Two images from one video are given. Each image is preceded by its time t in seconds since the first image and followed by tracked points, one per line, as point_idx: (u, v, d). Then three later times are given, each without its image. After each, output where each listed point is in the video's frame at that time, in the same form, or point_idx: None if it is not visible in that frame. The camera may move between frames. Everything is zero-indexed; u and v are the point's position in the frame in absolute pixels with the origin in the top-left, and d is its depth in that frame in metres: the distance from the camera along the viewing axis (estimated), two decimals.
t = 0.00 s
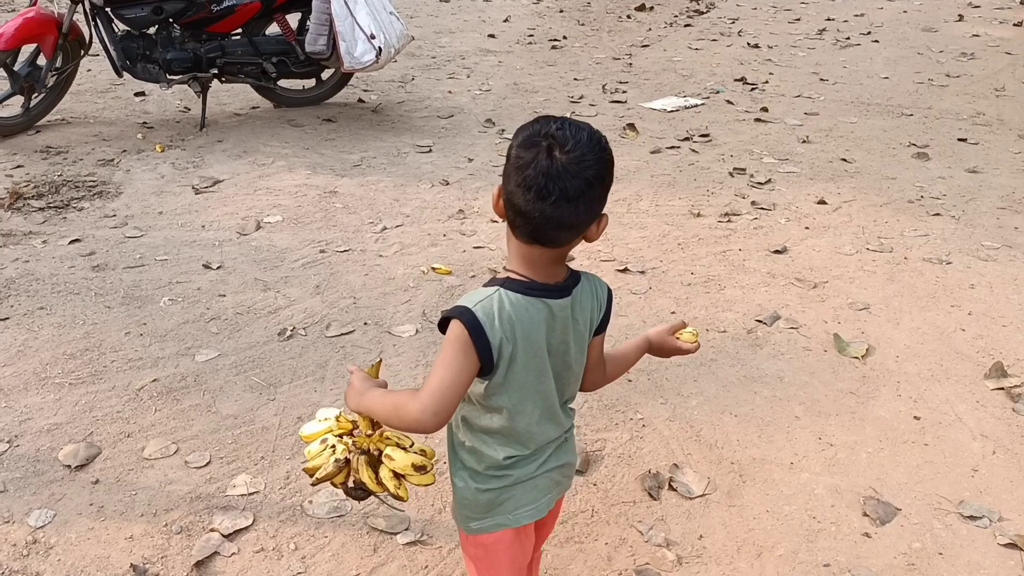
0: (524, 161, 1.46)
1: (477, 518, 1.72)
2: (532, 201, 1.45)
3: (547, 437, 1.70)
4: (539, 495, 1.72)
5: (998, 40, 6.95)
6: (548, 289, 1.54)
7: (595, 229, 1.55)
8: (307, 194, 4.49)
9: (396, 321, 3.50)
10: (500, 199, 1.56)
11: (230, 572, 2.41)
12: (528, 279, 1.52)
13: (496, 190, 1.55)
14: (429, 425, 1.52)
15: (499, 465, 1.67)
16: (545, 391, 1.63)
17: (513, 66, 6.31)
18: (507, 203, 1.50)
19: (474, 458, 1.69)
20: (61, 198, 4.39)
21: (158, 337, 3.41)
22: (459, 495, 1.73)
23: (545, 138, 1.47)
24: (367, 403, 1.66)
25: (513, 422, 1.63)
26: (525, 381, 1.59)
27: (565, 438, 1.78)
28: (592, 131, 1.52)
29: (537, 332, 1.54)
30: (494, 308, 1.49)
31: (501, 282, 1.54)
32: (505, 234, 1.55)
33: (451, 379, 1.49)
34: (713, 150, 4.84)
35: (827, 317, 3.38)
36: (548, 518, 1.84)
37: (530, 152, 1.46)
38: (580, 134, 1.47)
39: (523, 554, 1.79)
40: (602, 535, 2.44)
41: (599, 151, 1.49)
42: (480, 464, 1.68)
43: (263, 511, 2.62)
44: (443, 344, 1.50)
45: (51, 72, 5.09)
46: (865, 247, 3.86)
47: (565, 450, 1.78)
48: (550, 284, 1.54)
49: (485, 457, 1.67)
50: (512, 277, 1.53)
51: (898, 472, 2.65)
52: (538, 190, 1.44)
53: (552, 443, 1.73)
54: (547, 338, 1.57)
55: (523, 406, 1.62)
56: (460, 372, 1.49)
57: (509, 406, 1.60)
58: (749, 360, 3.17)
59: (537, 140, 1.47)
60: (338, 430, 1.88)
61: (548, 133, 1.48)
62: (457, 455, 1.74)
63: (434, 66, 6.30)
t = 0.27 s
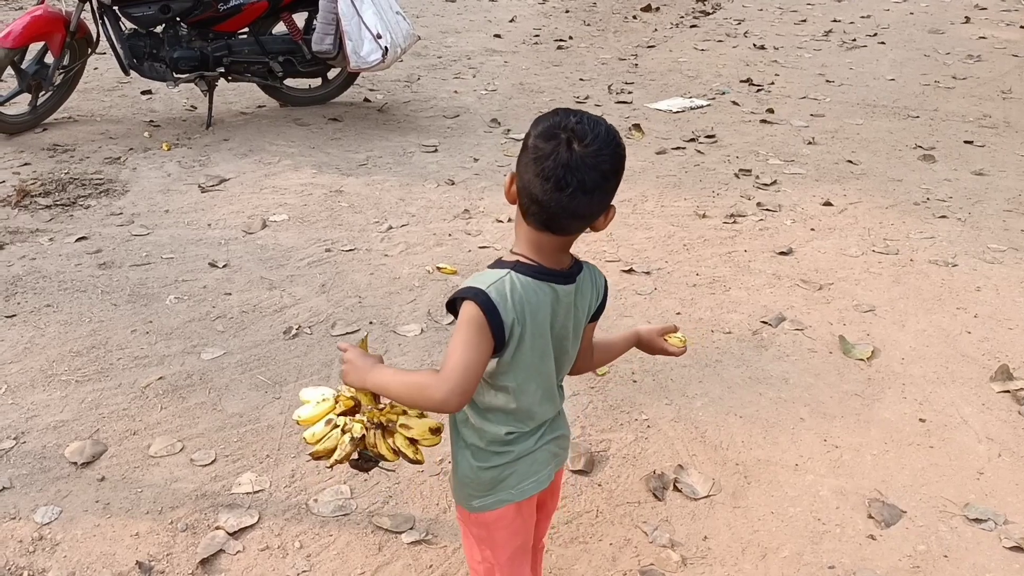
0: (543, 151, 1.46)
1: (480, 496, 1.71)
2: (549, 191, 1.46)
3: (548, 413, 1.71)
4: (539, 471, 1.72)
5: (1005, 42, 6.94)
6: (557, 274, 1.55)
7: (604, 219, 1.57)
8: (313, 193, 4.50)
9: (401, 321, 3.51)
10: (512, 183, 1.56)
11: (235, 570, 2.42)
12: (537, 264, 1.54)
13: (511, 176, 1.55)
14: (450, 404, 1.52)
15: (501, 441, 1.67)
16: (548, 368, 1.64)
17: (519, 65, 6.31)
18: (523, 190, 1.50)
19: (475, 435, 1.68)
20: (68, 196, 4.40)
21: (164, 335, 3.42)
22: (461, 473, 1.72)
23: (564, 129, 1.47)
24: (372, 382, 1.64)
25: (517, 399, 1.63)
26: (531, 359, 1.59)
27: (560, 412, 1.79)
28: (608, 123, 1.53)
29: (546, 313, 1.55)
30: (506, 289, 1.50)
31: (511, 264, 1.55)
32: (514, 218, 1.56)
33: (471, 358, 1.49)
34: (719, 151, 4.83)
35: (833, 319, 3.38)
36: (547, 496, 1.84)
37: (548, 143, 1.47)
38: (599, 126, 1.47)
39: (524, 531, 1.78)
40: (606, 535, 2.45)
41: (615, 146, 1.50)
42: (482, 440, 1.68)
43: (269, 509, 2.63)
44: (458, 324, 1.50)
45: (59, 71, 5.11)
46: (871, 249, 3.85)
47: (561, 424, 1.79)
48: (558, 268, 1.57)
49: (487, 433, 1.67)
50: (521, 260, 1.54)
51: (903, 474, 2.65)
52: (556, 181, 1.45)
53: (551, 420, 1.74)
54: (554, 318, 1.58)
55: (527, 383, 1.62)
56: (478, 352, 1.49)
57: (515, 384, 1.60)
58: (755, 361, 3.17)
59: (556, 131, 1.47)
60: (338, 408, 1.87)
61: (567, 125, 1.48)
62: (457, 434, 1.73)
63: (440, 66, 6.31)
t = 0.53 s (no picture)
0: (546, 141, 1.47)
1: (490, 481, 1.71)
2: (551, 180, 1.46)
3: (556, 398, 1.72)
4: (549, 456, 1.73)
5: (1015, 46, 6.93)
6: (560, 262, 1.57)
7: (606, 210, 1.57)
8: (321, 191, 4.51)
9: (408, 319, 3.52)
10: (516, 172, 1.57)
11: (242, 565, 2.43)
12: (539, 252, 1.55)
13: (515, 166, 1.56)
14: (463, 392, 1.52)
15: (510, 426, 1.68)
16: (555, 354, 1.66)
17: (528, 66, 6.32)
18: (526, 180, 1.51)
19: (485, 421, 1.70)
20: (77, 192, 4.43)
21: (173, 331, 3.43)
22: (471, 460, 1.73)
23: (568, 120, 1.48)
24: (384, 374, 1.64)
25: (525, 385, 1.64)
26: (538, 345, 1.61)
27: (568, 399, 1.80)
28: (612, 117, 1.53)
29: (550, 300, 1.56)
30: (511, 277, 1.51)
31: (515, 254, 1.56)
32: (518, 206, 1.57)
33: (483, 345, 1.50)
34: (726, 153, 4.84)
35: (840, 321, 3.38)
36: (558, 484, 1.84)
37: (552, 134, 1.48)
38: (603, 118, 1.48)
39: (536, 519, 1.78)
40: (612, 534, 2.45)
41: (617, 139, 1.50)
42: (492, 425, 1.69)
43: (276, 505, 2.64)
44: (467, 313, 1.50)
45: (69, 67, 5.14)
46: (878, 252, 3.85)
47: (570, 411, 1.80)
48: (560, 257, 1.57)
49: (497, 418, 1.68)
50: (524, 248, 1.56)
51: (909, 477, 2.65)
52: (558, 171, 1.46)
53: (559, 406, 1.75)
54: (558, 305, 1.59)
55: (535, 369, 1.63)
56: (488, 338, 1.50)
57: (523, 369, 1.62)
58: (761, 363, 3.17)
59: (560, 122, 1.48)
60: (350, 403, 1.89)
61: (571, 116, 1.49)
62: (467, 422, 1.74)
63: (448, 66, 6.32)
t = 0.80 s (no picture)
0: (543, 138, 1.49)
1: (500, 476, 1.72)
2: (550, 175, 1.48)
3: (565, 392, 1.73)
4: (558, 451, 1.74)
5: None
6: (565, 257, 1.58)
7: (606, 204, 1.58)
8: (330, 192, 4.53)
9: (416, 319, 3.53)
10: (516, 171, 1.58)
11: (249, 563, 2.44)
12: (543, 248, 1.56)
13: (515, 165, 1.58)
14: (476, 390, 1.54)
15: (520, 421, 1.69)
16: (563, 349, 1.67)
17: (536, 68, 6.34)
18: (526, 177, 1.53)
19: (495, 416, 1.71)
20: (88, 190, 4.45)
21: (181, 329, 3.45)
22: (481, 455, 1.74)
23: (564, 117, 1.49)
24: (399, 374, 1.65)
25: (534, 380, 1.65)
26: (546, 341, 1.62)
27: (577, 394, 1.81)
28: (608, 113, 1.55)
29: (557, 295, 1.58)
30: (517, 275, 1.52)
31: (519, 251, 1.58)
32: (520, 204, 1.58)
33: (494, 342, 1.51)
34: (734, 157, 4.84)
35: (847, 326, 3.38)
36: (566, 479, 1.85)
37: (550, 131, 1.49)
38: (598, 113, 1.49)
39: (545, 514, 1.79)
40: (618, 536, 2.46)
41: (614, 133, 1.52)
42: (502, 421, 1.70)
43: (283, 504, 2.65)
44: (477, 312, 1.51)
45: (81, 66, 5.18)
46: (886, 257, 3.85)
47: (578, 405, 1.81)
48: (563, 253, 1.58)
49: (507, 413, 1.69)
50: (528, 246, 1.57)
51: (916, 482, 2.65)
52: (557, 166, 1.47)
53: (568, 400, 1.77)
54: (565, 301, 1.61)
55: (544, 364, 1.64)
56: (498, 336, 1.51)
57: (532, 365, 1.63)
58: (768, 367, 3.18)
59: (556, 119, 1.49)
60: (364, 401, 1.90)
61: (566, 112, 1.50)
62: (477, 417, 1.75)
63: (457, 68, 6.34)
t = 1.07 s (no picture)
0: (555, 133, 1.49)
1: (510, 467, 1.73)
2: (565, 171, 1.49)
3: (576, 385, 1.74)
4: (570, 443, 1.75)
5: None
6: (576, 250, 1.59)
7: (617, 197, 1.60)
8: (340, 188, 4.55)
9: (424, 315, 3.54)
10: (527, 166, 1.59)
11: (258, 554, 2.46)
12: (555, 242, 1.57)
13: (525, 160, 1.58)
14: (487, 381, 1.54)
15: (533, 413, 1.70)
16: (575, 341, 1.68)
17: (546, 67, 6.34)
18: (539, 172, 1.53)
19: (507, 408, 1.71)
20: (99, 185, 4.48)
21: (192, 323, 3.47)
22: (492, 446, 1.75)
23: (575, 112, 1.50)
24: (410, 364, 1.66)
25: (546, 372, 1.66)
26: (558, 333, 1.63)
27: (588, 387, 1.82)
28: (616, 105, 1.55)
29: (567, 288, 1.59)
30: (528, 268, 1.53)
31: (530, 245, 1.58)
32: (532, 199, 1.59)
33: (505, 334, 1.52)
34: (744, 156, 4.84)
35: (856, 325, 3.38)
36: (576, 473, 1.85)
37: (561, 126, 1.50)
38: (609, 107, 1.50)
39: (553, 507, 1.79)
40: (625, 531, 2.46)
41: (624, 125, 1.53)
42: (514, 412, 1.71)
43: (292, 496, 2.67)
44: (488, 305, 1.52)
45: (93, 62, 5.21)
46: (895, 257, 3.85)
47: (589, 399, 1.82)
48: (575, 246, 1.59)
49: (519, 404, 1.70)
50: (540, 239, 1.57)
51: (924, 481, 2.64)
52: (570, 161, 1.48)
53: (580, 393, 1.78)
54: (575, 293, 1.62)
55: (556, 356, 1.65)
56: (509, 328, 1.52)
57: (544, 357, 1.64)
58: (777, 365, 3.18)
59: (568, 114, 1.50)
60: (381, 391, 1.90)
61: (577, 107, 1.51)
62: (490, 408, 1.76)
63: (467, 66, 6.35)
